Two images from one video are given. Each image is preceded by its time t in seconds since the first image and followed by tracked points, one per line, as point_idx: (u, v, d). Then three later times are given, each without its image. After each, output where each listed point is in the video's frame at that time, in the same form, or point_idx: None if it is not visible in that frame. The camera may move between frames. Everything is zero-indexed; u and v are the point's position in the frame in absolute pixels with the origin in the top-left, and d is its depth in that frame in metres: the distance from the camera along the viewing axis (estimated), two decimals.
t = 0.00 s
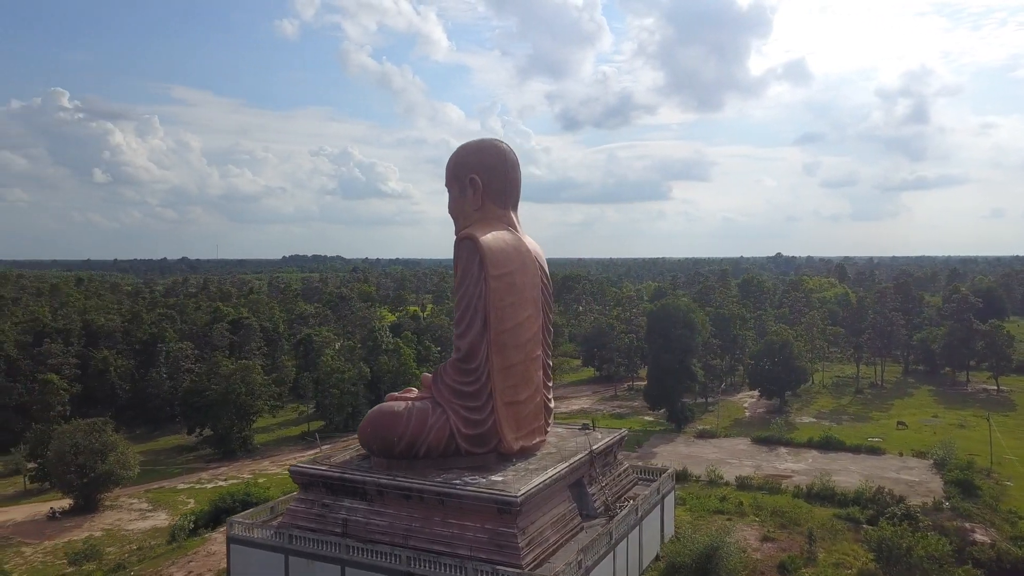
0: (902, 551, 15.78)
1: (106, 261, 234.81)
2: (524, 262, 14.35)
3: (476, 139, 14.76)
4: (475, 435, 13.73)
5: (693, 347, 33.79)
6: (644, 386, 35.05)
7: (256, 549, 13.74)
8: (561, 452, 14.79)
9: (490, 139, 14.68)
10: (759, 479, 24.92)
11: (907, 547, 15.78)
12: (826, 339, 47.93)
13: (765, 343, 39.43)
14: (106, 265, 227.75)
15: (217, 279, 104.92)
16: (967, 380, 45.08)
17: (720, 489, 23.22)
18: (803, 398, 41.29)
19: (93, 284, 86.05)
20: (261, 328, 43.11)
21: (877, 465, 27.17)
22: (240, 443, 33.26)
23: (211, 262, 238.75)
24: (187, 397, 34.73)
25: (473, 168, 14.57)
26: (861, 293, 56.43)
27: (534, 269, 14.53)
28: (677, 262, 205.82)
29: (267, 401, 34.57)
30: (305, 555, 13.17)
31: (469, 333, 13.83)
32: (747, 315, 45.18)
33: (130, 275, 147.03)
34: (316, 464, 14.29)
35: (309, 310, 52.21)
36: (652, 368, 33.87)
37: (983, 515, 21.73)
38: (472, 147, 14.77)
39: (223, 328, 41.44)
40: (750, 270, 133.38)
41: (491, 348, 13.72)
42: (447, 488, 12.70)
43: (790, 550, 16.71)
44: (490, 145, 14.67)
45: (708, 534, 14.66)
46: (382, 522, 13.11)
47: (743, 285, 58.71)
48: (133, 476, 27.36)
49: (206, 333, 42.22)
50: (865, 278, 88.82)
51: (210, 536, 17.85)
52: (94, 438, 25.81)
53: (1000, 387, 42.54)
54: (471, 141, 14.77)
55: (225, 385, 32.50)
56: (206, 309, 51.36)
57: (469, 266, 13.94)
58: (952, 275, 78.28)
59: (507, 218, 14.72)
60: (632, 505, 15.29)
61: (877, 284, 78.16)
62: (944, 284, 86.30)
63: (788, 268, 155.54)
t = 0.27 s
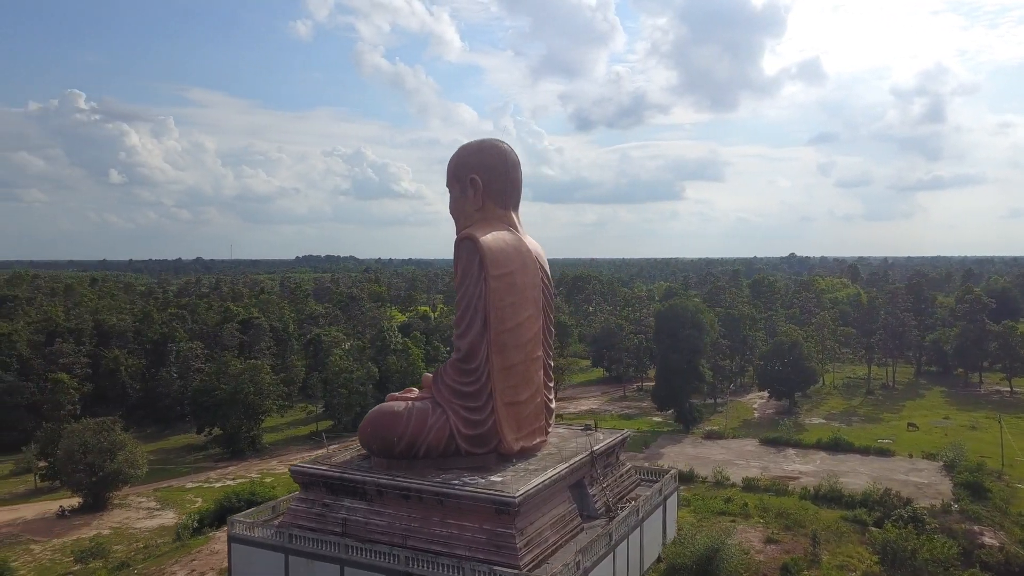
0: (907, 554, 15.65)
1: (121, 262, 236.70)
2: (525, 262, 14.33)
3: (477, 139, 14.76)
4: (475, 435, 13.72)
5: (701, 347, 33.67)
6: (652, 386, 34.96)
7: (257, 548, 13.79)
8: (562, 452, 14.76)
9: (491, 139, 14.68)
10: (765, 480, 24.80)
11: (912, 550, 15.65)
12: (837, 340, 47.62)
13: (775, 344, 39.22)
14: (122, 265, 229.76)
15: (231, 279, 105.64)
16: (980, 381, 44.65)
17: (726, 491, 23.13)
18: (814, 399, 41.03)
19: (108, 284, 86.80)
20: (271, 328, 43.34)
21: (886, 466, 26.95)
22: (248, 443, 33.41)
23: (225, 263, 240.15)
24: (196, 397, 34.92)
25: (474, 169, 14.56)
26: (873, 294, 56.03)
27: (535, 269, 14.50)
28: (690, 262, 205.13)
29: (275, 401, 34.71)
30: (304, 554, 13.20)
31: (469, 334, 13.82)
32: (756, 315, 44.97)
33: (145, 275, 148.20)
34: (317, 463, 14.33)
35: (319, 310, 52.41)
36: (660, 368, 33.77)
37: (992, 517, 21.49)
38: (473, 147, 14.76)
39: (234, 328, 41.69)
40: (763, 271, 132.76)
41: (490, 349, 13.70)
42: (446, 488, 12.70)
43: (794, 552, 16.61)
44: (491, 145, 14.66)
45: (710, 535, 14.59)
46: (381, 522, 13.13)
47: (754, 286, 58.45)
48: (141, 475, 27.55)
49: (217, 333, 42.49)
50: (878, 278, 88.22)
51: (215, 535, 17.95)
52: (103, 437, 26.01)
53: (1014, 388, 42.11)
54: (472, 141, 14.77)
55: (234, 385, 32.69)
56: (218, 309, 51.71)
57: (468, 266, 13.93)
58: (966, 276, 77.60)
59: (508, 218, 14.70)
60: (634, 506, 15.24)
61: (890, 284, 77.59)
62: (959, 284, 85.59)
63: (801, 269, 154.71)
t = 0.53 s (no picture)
0: (911, 557, 15.54)
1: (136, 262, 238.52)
2: (525, 262, 14.32)
3: (478, 140, 14.74)
4: (475, 435, 13.71)
5: (709, 348, 33.53)
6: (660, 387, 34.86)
7: (257, 548, 13.83)
8: (563, 453, 14.73)
9: (492, 139, 14.67)
10: (772, 481, 24.67)
11: (915, 552, 15.55)
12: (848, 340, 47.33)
13: (783, 344, 39.01)
14: (137, 266, 231.46)
15: (243, 279, 106.29)
16: (992, 383, 44.27)
17: (732, 492, 23.04)
18: (823, 400, 40.78)
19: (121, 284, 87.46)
20: (280, 328, 43.53)
21: (894, 468, 26.75)
22: (256, 443, 33.53)
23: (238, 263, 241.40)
24: (205, 396, 35.09)
25: (474, 169, 14.55)
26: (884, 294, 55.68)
27: (535, 269, 14.48)
28: (702, 262, 204.48)
29: (284, 401, 34.85)
30: (304, 554, 13.23)
31: (469, 334, 13.81)
32: (766, 315, 44.77)
33: (159, 275, 149.28)
34: (317, 463, 14.35)
35: (328, 310, 52.61)
36: (667, 369, 33.67)
37: (1001, 520, 21.27)
38: (473, 147, 14.75)
39: (243, 328, 41.91)
40: (774, 271, 132.19)
41: (490, 349, 13.69)
42: (444, 488, 12.69)
43: (797, 554, 16.51)
44: (492, 146, 14.65)
45: (710, 536, 14.52)
46: (380, 522, 13.14)
47: (764, 286, 58.21)
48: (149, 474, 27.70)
49: (226, 333, 42.71)
50: (890, 278, 87.69)
51: (219, 534, 18.03)
52: (111, 436, 26.18)
53: None
54: (473, 141, 14.75)
55: (242, 385, 32.85)
56: (228, 309, 51.99)
57: (468, 266, 13.91)
58: (979, 276, 76.95)
59: (509, 219, 14.69)
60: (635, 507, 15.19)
61: (902, 284, 77.06)
62: (972, 284, 84.96)
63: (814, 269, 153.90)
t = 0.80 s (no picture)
0: (915, 560, 15.41)
1: (151, 262, 240.43)
2: (525, 262, 14.30)
3: (478, 140, 14.75)
4: (474, 435, 13.71)
5: (717, 349, 33.35)
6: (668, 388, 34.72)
7: (257, 547, 13.88)
8: (563, 453, 14.71)
9: (492, 139, 14.67)
10: (778, 483, 24.53)
11: (919, 555, 15.40)
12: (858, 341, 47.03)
13: (793, 345, 38.79)
14: (152, 266, 233.30)
15: (255, 279, 106.92)
16: (1005, 384, 43.82)
17: (737, 494, 22.94)
18: (833, 401, 40.52)
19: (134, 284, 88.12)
20: (289, 328, 43.74)
21: (902, 470, 26.52)
22: (264, 442, 33.65)
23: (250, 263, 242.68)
24: (214, 395, 35.25)
25: (474, 169, 14.54)
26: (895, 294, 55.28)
27: (535, 269, 14.46)
28: (715, 261, 204.05)
29: (292, 400, 34.95)
30: (303, 553, 13.27)
31: (468, 334, 13.80)
32: (775, 316, 44.55)
33: (173, 275, 150.31)
34: (318, 463, 14.39)
35: (338, 310, 52.78)
36: (675, 370, 33.54)
37: (1009, 522, 21.03)
38: (474, 147, 14.75)
39: (252, 328, 42.15)
40: (787, 271, 131.51)
41: (490, 349, 13.68)
42: (442, 488, 12.70)
43: (800, 556, 16.40)
44: (492, 146, 14.65)
45: (710, 538, 14.46)
46: (379, 521, 13.17)
47: (775, 287, 57.92)
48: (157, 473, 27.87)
49: (236, 333, 42.95)
50: (904, 279, 87.02)
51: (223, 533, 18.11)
52: (119, 435, 26.36)
53: None
54: (473, 142, 14.76)
55: (250, 385, 33.02)
56: (239, 308, 52.30)
57: (468, 266, 13.90)
58: (994, 276, 76.26)
59: (509, 219, 14.69)
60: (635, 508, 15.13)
61: (915, 284, 76.49)
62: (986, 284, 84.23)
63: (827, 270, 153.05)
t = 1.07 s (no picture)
0: (920, 562, 15.28)
1: (165, 263, 242.10)
2: (525, 262, 14.28)
3: (479, 140, 14.76)
4: (474, 435, 13.70)
5: (725, 349, 33.19)
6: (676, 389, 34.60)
7: (258, 546, 13.93)
8: (564, 454, 14.67)
9: (492, 139, 14.67)
10: (785, 484, 24.38)
11: (924, 558, 15.27)
12: (870, 342, 46.70)
13: (802, 346, 38.57)
14: (166, 266, 234.90)
15: (268, 280, 107.44)
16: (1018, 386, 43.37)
17: (743, 495, 22.82)
18: (844, 402, 40.25)
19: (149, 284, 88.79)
20: (298, 328, 43.91)
21: (912, 472, 26.29)
22: (273, 442, 33.76)
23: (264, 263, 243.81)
24: (223, 395, 35.42)
25: (475, 169, 14.55)
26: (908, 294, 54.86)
27: (536, 269, 14.45)
28: (728, 262, 203.24)
29: (300, 400, 35.07)
30: (303, 552, 13.30)
31: (468, 334, 13.79)
32: (786, 316, 44.29)
33: (187, 275, 151.33)
34: (318, 462, 14.42)
35: (348, 310, 52.92)
36: (683, 371, 33.43)
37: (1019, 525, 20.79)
38: (475, 148, 14.76)
39: (262, 328, 42.35)
40: (800, 271, 130.76)
41: (489, 349, 13.68)
42: (441, 488, 12.70)
43: (803, 558, 16.29)
44: (493, 146, 14.65)
45: (712, 539, 14.39)
46: (379, 521, 13.19)
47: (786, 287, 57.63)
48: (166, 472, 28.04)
49: (246, 332, 43.17)
50: (918, 279, 86.36)
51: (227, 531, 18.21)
52: (128, 433, 26.54)
53: None
54: (474, 142, 14.77)
55: (258, 384, 33.17)
56: (250, 308, 52.56)
57: (468, 266, 13.89)
58: (1009, 276, 75.54)
59: (509, 219, 14.68)
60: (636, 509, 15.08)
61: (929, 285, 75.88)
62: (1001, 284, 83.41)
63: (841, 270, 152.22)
